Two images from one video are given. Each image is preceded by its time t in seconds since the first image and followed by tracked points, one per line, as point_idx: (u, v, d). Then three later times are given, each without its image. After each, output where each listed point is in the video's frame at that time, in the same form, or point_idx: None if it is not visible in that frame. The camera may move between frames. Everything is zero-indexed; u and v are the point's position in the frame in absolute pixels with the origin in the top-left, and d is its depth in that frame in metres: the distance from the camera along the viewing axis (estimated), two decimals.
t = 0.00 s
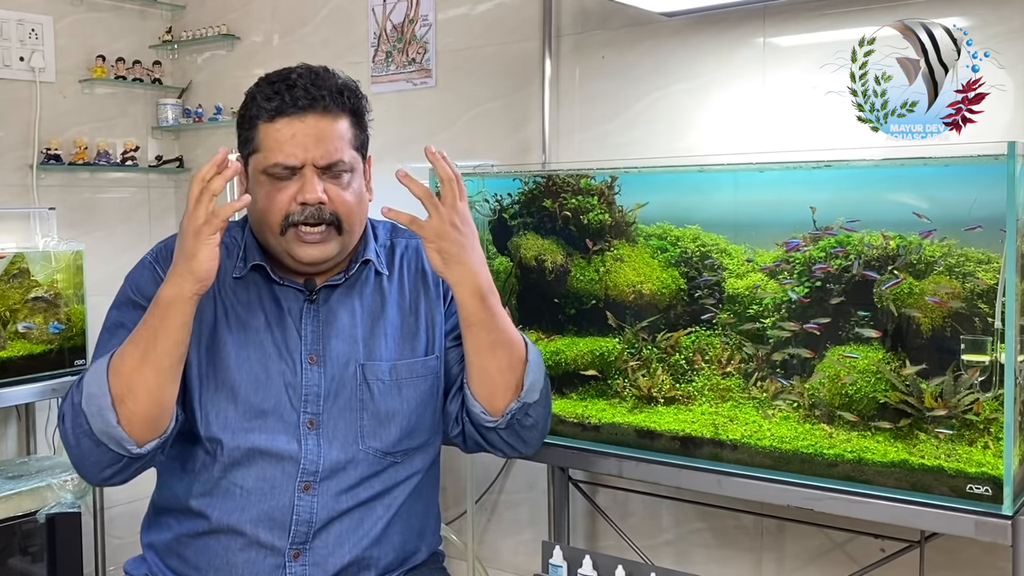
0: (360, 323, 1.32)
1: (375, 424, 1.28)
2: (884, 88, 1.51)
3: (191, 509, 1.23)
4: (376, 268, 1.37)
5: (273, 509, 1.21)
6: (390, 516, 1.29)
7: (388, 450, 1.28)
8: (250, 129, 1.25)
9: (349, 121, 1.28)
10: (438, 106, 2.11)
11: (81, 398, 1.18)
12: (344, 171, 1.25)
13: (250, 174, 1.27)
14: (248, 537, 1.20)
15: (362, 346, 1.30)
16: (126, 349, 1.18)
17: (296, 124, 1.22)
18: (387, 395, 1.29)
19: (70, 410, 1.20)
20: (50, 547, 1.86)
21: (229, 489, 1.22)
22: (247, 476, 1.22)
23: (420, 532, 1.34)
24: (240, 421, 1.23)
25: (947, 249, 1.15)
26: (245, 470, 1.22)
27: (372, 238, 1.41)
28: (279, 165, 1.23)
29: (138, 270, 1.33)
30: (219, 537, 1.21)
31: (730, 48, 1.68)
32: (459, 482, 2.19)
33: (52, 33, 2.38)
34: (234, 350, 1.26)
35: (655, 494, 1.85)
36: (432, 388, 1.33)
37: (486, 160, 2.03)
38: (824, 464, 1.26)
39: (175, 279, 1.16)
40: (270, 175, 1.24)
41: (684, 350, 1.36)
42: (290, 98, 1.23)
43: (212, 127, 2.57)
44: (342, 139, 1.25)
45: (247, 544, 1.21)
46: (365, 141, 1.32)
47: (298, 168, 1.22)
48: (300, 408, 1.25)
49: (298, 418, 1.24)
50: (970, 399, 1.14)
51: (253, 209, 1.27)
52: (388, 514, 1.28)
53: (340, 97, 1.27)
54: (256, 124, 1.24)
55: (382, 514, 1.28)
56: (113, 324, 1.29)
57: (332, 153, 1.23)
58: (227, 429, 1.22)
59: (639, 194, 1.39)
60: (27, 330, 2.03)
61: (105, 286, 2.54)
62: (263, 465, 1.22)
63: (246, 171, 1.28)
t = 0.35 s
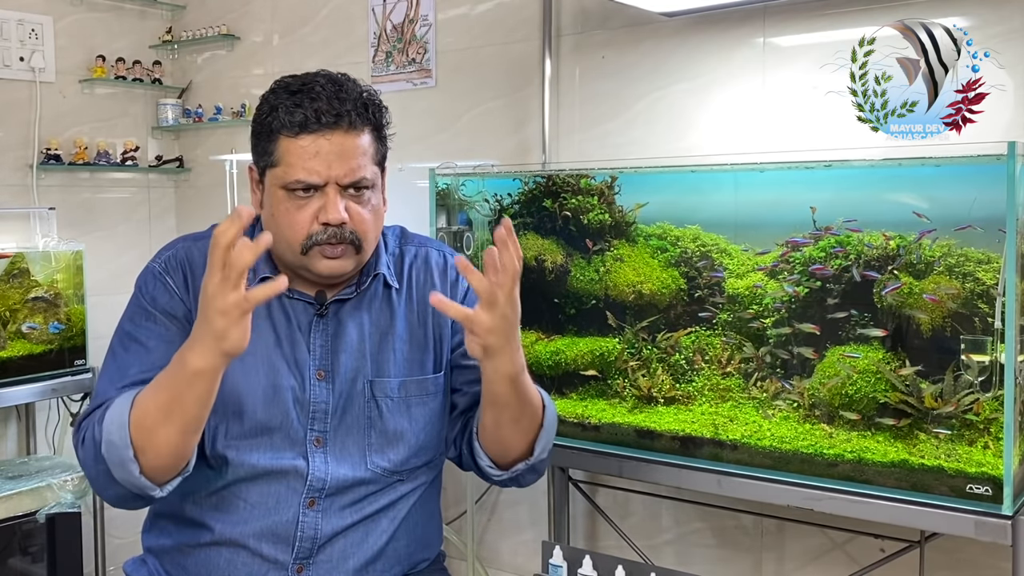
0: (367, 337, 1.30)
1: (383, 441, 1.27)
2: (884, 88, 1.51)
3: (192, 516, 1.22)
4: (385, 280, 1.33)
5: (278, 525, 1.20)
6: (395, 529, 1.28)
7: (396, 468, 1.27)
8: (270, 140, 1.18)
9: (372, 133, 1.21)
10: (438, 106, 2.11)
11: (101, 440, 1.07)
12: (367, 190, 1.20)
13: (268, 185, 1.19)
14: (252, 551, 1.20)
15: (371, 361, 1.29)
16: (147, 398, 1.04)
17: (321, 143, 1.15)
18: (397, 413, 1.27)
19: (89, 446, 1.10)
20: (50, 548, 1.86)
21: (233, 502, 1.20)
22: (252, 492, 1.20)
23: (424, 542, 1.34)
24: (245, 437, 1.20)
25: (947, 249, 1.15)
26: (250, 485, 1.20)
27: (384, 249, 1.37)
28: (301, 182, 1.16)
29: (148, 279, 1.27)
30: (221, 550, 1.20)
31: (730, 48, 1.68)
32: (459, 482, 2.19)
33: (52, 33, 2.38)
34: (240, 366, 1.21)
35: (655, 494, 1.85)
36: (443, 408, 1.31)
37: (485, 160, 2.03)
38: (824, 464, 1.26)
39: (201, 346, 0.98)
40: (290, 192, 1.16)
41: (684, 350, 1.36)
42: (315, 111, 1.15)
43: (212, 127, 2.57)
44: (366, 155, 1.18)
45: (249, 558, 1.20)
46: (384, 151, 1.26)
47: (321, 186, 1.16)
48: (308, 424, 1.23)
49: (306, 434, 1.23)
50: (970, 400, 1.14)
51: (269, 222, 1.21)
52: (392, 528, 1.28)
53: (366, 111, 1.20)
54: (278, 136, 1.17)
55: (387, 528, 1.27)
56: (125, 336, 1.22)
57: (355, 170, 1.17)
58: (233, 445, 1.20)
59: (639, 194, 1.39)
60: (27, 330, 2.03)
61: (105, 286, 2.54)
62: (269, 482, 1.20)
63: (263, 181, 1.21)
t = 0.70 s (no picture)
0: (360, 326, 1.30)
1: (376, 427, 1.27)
2: (884, 88, 1.51)
3: (190, 512, 1.22)
4: (375, 271, 1.34)
5: (273, 513, 1.20)
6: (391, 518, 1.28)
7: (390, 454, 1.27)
8: (258, 113, 1.26)
9: (358, 111, 1.28)
10: (439, 106, 2.11)
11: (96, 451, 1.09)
12: (348, 158, 1.26)
13: (255, 155, 1.27)
14: (249, 540, 1.20)
15: (363, 349, 1.28)
16: (145, 424, 1.07)
17: (305, 107, 1.23)
18: (389, 401, 1.28)
19: (84, 448, 1.13)
20: (50, 548, 1.86)
21: (229, 492, 1.20)
22: (247, 480, 1.20)
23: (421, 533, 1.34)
24: (238, 424, 1.20)
25: (947, 249, 1.15)
26: (245, 474, 1.20)
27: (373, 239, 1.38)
28: (284, 146, 1.23)
29: (142, 276, 1.27)
30: (218, 541, 1.21)
31: (730, 48, 1.68)
32: (459, 482, 2.19)
33: (52, 33, 2.38)
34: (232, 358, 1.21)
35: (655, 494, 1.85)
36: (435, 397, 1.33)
37: (486, 160, 2.03)
38: (823, 464, 1.26)
39: (202, 402, 1.01)
40: (274, 157, 1.23)
41: (685, 350, 1.36)
42: (301, 80, 1.24)
43: (212, 127, 2.57)
44: (348, 124, 1.25)
45: (247, 548, 1.20)
46: (372, 137, 1.32)
47: (303, 149, 1.23)
48: (301, 412, 1.23)
49: (299, 422, 1.23)
50: (970, 400, 1.14)
51: (254, 192, 1.27)
52: (389, 516, 1.28)
53: (351, 88, 1.27)
54: (266, 105, 1.25)
55: (383, 517, 1.27)
56: (120, 333, 1.23)
57: (336, 136, 1.23)
58: (227, 432, 1.19)
59: (640, 194, 1.39)
60: (27, 330, 2.03)
61: (105, 286, 2.54)
62: (263, 469, 1.20)
63: (252, 155, 1.28)
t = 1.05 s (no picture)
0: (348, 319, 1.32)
1: (366, 418, 1.28)
2: (884, 88, 1.51)
3: (187, 509, 1.23)
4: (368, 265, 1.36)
5: (265, 508, 1.20)
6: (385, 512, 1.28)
7: (379, 445, 1.27)
8: (275, 110, 1.28)
9: (370, 124, 1.28)
10: (438, 106, 2.11)
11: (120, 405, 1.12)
12: (350, 166, 1.25)
13: (264, 148, 1.28)
14: (242, 536, 1.20)
15: (353, 339, 1.31)
16: (171, 364, 1.11)
17: (315, 110, 1.24)
18: (375, 390, 1.28)
19: (107, 410, 1.15)
20: (50, 548, 1.86)
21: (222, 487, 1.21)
22: (239, 475, 1.21)
23: (416, 528, 1.33)
24: (233, 413, 1.22)
25: (947, 248, 1.15)
26: (237, 467, 1.21)
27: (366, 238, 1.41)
28: (290, 144, 1.24)
29: (146, 264, 1.27)
30: (214, 537, 1.21)
31: (730, 48, 1.68)
32: (459, 482, 2.19)
33: (52, 33, 2.38)
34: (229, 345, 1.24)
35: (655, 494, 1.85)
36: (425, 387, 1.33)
37: (486, 160, 2.03)
38: (824, 465, 1.26)
39: (226, 308, 1.06)
40: (280, 154, 1.24)
41: (685, 350, 1.36)
42: (319, 84, 1.25)
43: (212, 127, 2.57)
44: (357, 134, 1.25)
45: (241, 544, 1.20)
46: (381, 151, 1.32)
47: (307, 150, 1.23)
48: (292, 402, 1.25)
49: (289, 412, 1.24)
50: (970, 400, 1.14)
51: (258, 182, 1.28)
52: (382, 511, 1.27)
53: (366, 99, 1.28)
54: (282, 102, 1.26)
55: (376, 510, 1.27)
56: (129, 314, 1.24)
57: (342, 143, 1.23)
58: (220, 421, 1.21)
59: (640, 194, 1.39)
60: (27, 330, 2.03)
61: (105, 286, 2.54)
62: (253, 461, 1.21)
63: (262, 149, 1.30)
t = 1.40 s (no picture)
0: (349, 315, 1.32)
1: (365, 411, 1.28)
2: (884, 88, 1.51)
3: (187, 506, 1.23)
4: (363, 260, 1.36)
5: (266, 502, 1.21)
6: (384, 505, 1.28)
7: (378, 438, 1.28)
8: (260, 104, 1.31)
9: (353, 107, 1.33)
10: (438, 106, 2.11)
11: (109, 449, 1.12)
12: (340, 146, 1.29)
13: (254, 142, 1.31)
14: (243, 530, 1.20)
15: (353, 335, 1.30)
16: (156, 427, 1.10)
17: (301, 95, 1.28)
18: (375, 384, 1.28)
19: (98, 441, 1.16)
20: (50, 548, 1.86)
21: (221, 483, 1.21)
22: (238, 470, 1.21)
23: (414, 523, 1.33)
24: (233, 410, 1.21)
25: (947, 248, 1.15)
26: (237, 462, 1.20)
27: (359, 232, 1.39)
28: (280, 130, 1.27)
29: (139, 275, 1.29)
30: (214, 532, 1.21)
31: (730, 48, 1.68)
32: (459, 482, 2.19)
33: (52, 33, 2.38)
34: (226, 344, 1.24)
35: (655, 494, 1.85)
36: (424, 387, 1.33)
37: (486, 160, 2.03)
38: (824, 465, 1.26)
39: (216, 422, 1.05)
40: (270, 142, 1.28)
41: (685, 350, 1.36)
42: (302, 72, 1.30)
43: (212, 127, 2.57)
44: (343, 116, 1.29)
45: (242, 538, 1.20)
46: (366, 135, 1.36)
47: (297, 133, 1.27)
48: (292, 396, 1.25)
49: (289, 406, 1.24)
50: (970, 400, 1.14)
51: (250, 175, 1.30)
52: (381, 504, 1.28)
53: (349, 84, 1.33)
54: (267, 95, 1.30)
55: (376, 504, 1.27)
56: (123, 328, 1.25)
57: (330, 124, 1.28)
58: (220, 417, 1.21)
59: (640, 194, 1.39)
60: (27, 330, 2.03)
61: (105, 286, 2.54)
62: (254, 455, 1.21)
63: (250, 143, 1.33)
